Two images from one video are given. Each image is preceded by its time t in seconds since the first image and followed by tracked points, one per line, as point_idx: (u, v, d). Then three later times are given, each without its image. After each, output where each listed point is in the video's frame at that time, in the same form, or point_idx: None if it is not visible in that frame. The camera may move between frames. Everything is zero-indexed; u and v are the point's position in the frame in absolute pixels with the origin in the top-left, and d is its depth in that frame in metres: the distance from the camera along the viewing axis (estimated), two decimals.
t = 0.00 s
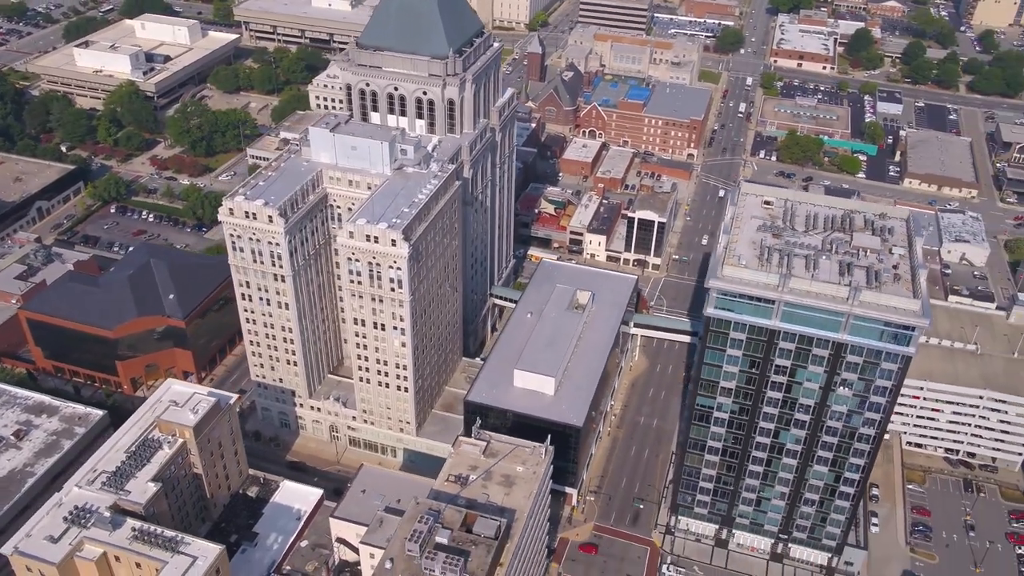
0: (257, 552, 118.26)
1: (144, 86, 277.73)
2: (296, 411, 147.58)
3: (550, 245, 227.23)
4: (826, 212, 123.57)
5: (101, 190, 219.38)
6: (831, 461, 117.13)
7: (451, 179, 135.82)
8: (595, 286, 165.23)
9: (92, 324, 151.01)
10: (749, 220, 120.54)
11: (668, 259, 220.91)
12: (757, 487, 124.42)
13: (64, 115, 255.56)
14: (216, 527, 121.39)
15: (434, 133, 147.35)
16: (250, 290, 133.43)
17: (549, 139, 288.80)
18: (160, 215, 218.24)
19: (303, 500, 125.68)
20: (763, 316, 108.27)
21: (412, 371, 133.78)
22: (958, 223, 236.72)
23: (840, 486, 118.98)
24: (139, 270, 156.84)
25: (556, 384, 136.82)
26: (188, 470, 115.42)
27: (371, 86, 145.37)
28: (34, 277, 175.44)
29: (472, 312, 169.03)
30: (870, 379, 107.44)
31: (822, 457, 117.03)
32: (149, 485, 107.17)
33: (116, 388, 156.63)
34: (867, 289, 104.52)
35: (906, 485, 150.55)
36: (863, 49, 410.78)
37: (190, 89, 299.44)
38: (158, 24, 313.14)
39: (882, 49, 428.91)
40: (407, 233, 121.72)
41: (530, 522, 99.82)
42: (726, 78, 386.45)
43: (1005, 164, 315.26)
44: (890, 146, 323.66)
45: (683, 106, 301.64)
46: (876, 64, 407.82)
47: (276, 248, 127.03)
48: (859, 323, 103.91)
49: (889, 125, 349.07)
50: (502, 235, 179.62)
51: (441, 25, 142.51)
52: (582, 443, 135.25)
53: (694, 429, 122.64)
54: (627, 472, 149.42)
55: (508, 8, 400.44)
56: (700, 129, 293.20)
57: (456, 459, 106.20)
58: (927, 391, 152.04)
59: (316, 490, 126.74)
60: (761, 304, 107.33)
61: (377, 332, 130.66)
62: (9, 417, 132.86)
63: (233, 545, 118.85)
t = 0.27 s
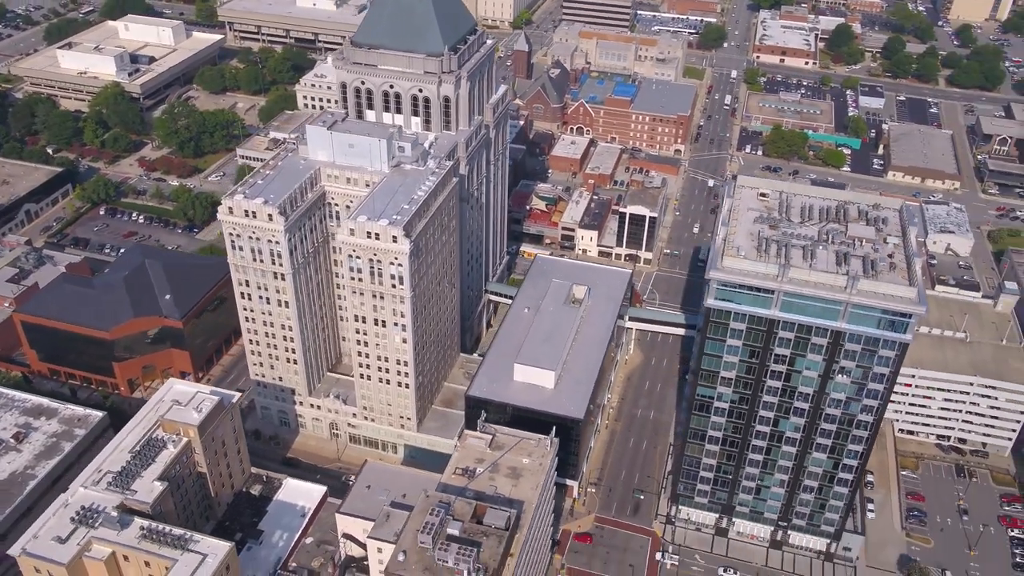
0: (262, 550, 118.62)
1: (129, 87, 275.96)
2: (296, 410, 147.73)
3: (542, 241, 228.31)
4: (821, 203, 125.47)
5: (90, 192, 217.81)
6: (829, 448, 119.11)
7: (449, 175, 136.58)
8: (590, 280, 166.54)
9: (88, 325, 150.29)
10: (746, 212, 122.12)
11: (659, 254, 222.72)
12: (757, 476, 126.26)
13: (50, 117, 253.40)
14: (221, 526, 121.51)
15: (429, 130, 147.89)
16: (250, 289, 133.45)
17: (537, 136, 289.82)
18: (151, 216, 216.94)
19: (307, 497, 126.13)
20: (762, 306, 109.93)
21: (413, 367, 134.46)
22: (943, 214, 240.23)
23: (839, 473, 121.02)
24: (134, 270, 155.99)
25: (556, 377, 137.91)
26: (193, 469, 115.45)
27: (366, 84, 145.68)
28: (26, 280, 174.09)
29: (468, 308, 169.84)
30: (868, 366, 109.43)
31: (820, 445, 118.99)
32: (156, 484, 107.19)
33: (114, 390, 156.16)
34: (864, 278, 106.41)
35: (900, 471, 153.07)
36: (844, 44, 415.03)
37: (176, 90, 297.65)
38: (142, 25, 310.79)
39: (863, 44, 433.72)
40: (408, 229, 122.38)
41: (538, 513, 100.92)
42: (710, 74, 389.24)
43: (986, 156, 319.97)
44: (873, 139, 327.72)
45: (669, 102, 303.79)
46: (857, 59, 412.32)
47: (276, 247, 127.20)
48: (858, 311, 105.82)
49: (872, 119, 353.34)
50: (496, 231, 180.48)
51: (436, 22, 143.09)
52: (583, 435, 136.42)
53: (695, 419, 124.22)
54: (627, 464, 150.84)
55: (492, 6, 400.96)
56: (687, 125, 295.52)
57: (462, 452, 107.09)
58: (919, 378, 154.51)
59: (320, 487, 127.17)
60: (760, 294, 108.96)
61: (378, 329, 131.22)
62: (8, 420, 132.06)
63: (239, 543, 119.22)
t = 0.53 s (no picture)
0: (267, 547, 118.86)
1: (117, 88, 274.40)
2: (295, 408, 147.83)
3: (534, 238, 229.20)
4: (816, 196, 127.21)
5: (80, 194, 216.40)
6: (828, 437, 120.89)
7: (447, 172, 137.26)
8: (586, 275, 167.67)
9: (84, 327, 149.61)
10: (742, 205, 123.61)
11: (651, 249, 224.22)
12: (757, 465, 127.91)
13: (37, 120, 251.44)
14: (225, 524, 121.60)
15: (426, 127, 148.42)
16: (249, 287, 133.54)
17: (527, 133, 290.64)
18: (142, 217, 215.63)
19: (310, 494, 126.45)
20: (762, 298, 111.49)
21: (414, 363, 134.99)
22: (929, 206, 243.39)
23: (837, 461, 122.85)
24: (130, 271, 155.57)
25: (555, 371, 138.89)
26: (197, 468, 115.46)
27: (362, 82, 146.03)
28: (19, 283, 172.88)
29: (465, 305, 170.49)
30: (866, 354, 111.19)
31: (819, 433, 120.75)
32: (161, 483, 107.19)
33: (111, 391, 155.60)
34: (862, 268, 108.12)
35: (895, 460, 155.29)
36: (827, 40, 418.73)
37: (163, 91, 295.97)
38: (127, 26, 308.75)
39: (845, 40, 437.71)
40: (408, 226, 122.97)
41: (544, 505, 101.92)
42: (695, 70, 391.59)
43: (969, 149, 324.07)
44: (858, 134, 331.23)
45: (657, 99, 305.61)
46: (840, 55, 416.09)
47: (276, 245, 127.39)
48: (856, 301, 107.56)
49: (856, 114, 356.90)
50: (491, 228, 181.24)
51: (431, 20, 143.66)
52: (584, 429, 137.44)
53: (695, 410, 125.68)
54: (626, 457, 152.11)
55: (478, 5, 401.27)
56: (675, 121, 297.55)
57: (468, 446, 107.87)
58: (911, 367, 156.75)
59: (323, 485, 127.54)
60: (760, 285, 110.51)
61: (378, 325, 131.72)
62: (6, 423, 131.36)
63: (244, 541, 119.39)
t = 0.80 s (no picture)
0: (273, 545, 119.23)
1: (103, 90, 272.72)
2: (295, 406, 148.00)
3: (526, 235, 230.31)
4: (810, 187, 129.18)
5: (69, 196, 214.80)
6: (826, 425, 122.87)
7: (444, 169, 138.10)
8: (581, 270, 168.89)
9: (81, 328, 148.67)
10: (739, 197, 125.39)
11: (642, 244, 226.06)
12: (756, 454, 129.80)
13: (22, 122, 249.20)
14: (229, 523, 121.82)
15: (421, 125, 149.03)
16: (249, 286, 133.64)
17: (515, 131, 291.60)
18: (132, 219, 214.21)
19: (314, 491, 126.86)
20: (761, 288, 113.26)
21: (415, 359, 135.62)
22: (914, 197, 246.96)
23: (835, 448, 124.91)
24: (125, 272, 154.94)
25: (555, 365, 140.04)
26: (202, 467, 115.49)
27: (357, 81, 146.46)
28: (11, 286, 171.42)
29: (462, 301, 171.29)
30: (863, 342, 113.22)
31: (817, 421, 122.74)
32: (168, 482, 107.25)
33: (107, 393, 154.69)
34: (858, 257, 110.04)
35: (888, 447, 157.83)
36: (808, 36, 422.83)
37: (149, 92, 294.11)
38: (111, 27, 306.48)
39: (826, 35, 442.09)
40: (409, 222, 123.71)
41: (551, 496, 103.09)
42: (679, 67, 394.18)
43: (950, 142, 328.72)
44: (842, 128, 335.12)
45: (644, 95, 307.67)
46: (821, 50, 420.29)
47: (276, 243, 127.66)
48: (853, 290, 109.54)
49: (839, 108, 360.89)
50: (485, 225, 182.07)
51: (425, 18, 144.18)
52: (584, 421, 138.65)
53: (694, 401, 127.38)
54: (624, 449, 153.57)
55: (462, 4, 401.53)
56: (662, 117, 299.82)
57: (474, 439, 108.85)
58: (902, 356, 159.21)
59: (326, 481, 128.01)
60: (758, 276, 112.30)
61: (379, 322, 132.30)
62: (5, 426, 130.58)
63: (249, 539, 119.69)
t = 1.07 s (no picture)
0: (278, 542, 119.52)
1: (90, 92, 271.23)
2: (295, 405, 148.13)
3: (519, 232, 231.11)
4: (804, 180, 130.96)
5: (59, 198, 213.33)
6: (824, 414, 124.67)
7: (442, 166, 138.80)
8: (577, 265, 170.00)
9: (78, 330, 148.04)
10: (735, 190, 126.94)
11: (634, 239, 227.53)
12: (754, 444, 131.43)
13: (9, 125, 247.15)
14: (234, 521, 121.98)
15: (417, 122, 149.57)
16: (248, 285, 133.70)
17: (505, 129, 292.35)
18: (123, 220, 213.01)
19: (318, 489, 127.26)
20: (759, 280, 114.82)
21: (416, 356, 136.20)
22: (900, 190, 249.91)
23: (833, 437, 126.72)
24: (121, 273, 154.56)
25: (554, 359, 141.04)
26: (206, 466, 115.59)
27: (353, 79, 146.87)
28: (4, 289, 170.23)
29: (458, 298, 171.89)
30: (860, 332, 115.04)
31: (815, 410, 124.46)
32: (173, 481, 107.35)
33: (104, 395, 154.06)
34: (854, 247, 111.76)
35: (882, 435, 160.09)
36: (792, 32, 426.02)
37: (136, 93, 292.44)
38: (96, 29, 304.47)
39: (810, 31, 445.58)
40: (409, 219, 124.32)
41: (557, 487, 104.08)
42: (665, 64, 396.17)
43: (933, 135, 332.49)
44: (827, 123, 338.26)
45: (632, 92, 309.25)
46: (805, 46, 423.46)
47: (276, 242, 127.83)
48: (850, 280, 111.28)
49: (824, 103, 364.18)
50: (480, 222, 182.82)
51: (421, 16, 144.66)
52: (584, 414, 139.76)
53: (694, 392, 128.83)
54: (623, 441, 154.87)
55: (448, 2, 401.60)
56: (650, 113, 301.58)
57: (479, 433, 109.68)
58: (894, 346, 161.43)
59: (329, 479, 128.42)
60: (757, 267, 113.86)
61: (379, 319, 132.78)
62: (5, 428, 130.01)
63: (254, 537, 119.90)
